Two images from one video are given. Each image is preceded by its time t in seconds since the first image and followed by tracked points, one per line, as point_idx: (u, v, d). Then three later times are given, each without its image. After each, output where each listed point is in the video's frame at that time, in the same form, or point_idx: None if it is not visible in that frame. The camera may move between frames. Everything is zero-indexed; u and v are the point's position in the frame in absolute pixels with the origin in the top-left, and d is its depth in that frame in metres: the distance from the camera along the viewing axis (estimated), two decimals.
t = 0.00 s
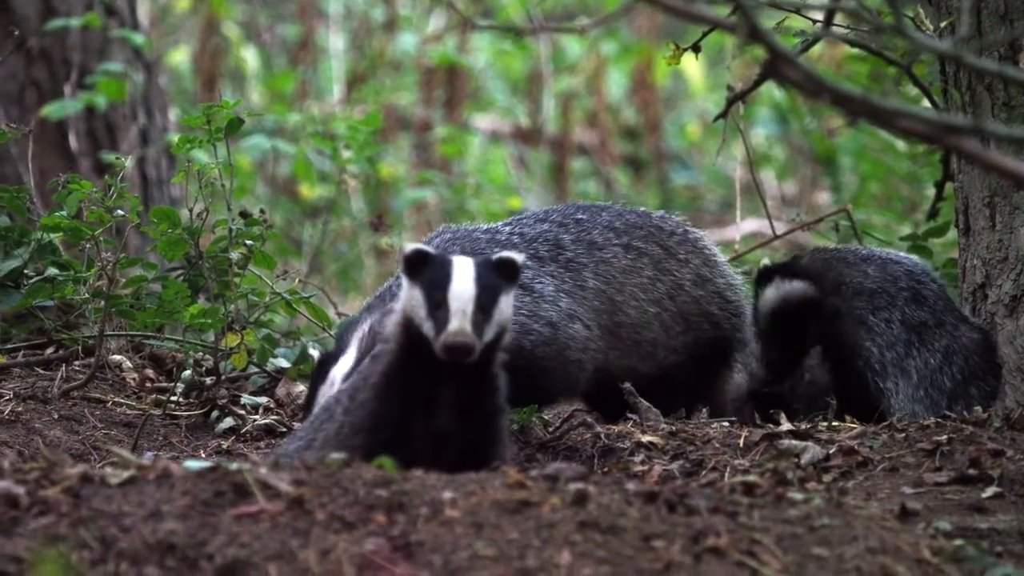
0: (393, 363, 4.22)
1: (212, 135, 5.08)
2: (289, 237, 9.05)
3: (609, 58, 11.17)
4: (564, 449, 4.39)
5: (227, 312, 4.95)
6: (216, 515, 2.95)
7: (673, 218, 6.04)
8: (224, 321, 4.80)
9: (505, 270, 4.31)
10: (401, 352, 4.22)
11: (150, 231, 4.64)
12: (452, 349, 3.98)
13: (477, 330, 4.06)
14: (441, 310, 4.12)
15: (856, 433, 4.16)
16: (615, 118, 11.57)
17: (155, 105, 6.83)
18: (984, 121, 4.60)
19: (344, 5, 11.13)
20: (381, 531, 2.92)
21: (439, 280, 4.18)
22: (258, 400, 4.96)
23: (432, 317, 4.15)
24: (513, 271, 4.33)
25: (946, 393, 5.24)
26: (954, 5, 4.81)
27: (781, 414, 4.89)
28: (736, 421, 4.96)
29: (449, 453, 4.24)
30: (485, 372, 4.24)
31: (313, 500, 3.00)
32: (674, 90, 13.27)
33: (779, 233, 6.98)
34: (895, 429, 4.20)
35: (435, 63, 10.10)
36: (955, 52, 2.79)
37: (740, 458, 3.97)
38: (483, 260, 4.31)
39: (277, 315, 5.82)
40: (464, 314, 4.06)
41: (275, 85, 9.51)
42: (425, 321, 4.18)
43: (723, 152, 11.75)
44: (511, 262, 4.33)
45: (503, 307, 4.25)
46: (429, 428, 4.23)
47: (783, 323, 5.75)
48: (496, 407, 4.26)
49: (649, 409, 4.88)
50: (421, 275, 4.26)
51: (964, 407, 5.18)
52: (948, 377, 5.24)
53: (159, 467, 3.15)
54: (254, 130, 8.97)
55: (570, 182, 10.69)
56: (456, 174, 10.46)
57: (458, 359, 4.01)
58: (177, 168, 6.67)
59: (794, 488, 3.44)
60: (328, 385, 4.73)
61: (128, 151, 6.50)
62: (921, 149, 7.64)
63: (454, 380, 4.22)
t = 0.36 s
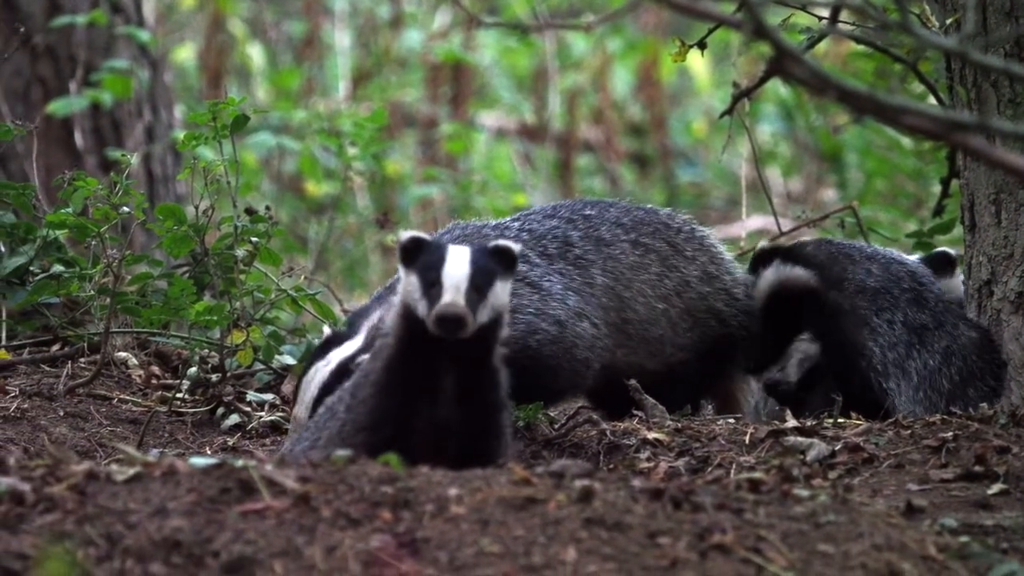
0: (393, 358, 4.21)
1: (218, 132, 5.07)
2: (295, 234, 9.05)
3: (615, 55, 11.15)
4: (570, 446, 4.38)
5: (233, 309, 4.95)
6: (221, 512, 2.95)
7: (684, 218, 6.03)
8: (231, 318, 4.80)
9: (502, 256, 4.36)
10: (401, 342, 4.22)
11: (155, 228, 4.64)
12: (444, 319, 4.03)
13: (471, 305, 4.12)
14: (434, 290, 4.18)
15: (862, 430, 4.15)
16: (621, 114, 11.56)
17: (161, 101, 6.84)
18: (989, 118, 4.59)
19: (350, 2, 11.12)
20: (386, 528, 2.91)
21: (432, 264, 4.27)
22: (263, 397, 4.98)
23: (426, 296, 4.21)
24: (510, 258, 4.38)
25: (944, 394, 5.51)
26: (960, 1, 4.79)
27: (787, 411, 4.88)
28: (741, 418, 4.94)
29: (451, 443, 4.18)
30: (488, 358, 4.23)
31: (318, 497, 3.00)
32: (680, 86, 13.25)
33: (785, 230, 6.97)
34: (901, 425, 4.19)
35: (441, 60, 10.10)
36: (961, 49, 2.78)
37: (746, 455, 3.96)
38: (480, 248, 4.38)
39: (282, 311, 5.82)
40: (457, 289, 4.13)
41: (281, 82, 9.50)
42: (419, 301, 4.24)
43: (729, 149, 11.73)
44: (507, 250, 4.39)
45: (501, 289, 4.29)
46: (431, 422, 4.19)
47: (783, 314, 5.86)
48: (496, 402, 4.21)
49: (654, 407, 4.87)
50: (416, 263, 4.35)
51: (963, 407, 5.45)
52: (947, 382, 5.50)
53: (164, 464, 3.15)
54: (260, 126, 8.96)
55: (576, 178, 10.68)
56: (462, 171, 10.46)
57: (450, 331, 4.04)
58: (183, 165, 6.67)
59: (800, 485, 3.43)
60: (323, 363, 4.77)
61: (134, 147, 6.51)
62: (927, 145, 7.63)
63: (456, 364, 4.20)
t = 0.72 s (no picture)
0: (397, 356, 4.23)
1: (223, 128, 5.07)
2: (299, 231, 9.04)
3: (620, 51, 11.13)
4: (574, 442, 4.39)
5: (239, 306, 4.97)
6: (226, 509, 2.95)
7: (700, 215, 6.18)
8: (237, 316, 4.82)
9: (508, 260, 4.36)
10: (406, 344, 4.25)
11: (160, 224, 4.64)
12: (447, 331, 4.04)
13: (475, 317, 4.13)
14: (439, 299, 4.20)
15: (867, 426, 4.14)
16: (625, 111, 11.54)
17: (165, 98, 6.84)
18: (994, 115, 4.58)
19: None
20: (391, 525, 2.91)
21: (439, 269, 4.27)
22: (268, 394, 5.01)
23: (430, 304, 4.23)
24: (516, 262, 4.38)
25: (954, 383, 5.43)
26: None
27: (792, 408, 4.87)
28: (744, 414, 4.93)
29: (455, 446, 4.19)
30: (493, 365, 4.25)
31: (323, 493, 3.00)
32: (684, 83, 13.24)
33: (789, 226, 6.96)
34: (906, 422, 4.19)
35: (446, 57, 10.10)
36: (965, 46, 2.77)
37: (750, 451, 3.96)
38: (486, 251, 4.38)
39: (286, 308, 5.82)
40: (460, 300, 4.14)
41: (285, 78, 9.49)
42: (424, 309, 4.25)
43: (733, 146, 11.73)
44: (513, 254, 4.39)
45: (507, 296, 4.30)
46: (435, 423, 4.21)
47: (803, 327, 5.72)
48: (503, 400, 4.22)
49: (658, 403, 4.87)
50: (422, 267, 4.36)
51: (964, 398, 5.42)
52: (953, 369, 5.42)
53: (169, 461, 3.15)
54: (264, 123, 8.96)
55: (580, 174, 10.67)
56: (467, 167, 10.45)
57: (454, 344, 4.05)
58: (187, 161, 6.68)
59: (804, 481, 3.43)
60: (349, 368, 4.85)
61: (139, 143, 6.52)
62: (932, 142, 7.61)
63: (459, 371, 4.23)
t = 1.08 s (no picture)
0: (400, 351, 4.35)
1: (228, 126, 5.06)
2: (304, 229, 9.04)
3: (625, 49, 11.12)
4: (579, 439, 4.38)
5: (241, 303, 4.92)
6: (232, 506, 2.95)
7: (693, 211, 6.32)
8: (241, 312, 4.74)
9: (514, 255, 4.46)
10: (408, 336, 4.35)
11: (165, 221, 4.64)
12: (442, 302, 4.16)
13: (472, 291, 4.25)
14: (438, 274, 4.32)
15: (872, 423, 4.14)
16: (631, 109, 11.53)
17: (170, 95, 6.83)
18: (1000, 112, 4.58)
19: None
20: (396, 521, 2.91)
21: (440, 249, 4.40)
22: (273, 391, 5.08)
23: (429, 280, 4.34)
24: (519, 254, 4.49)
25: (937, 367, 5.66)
26: None
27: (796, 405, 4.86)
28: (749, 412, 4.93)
29: (457, 439, 4.21)
30: (493, 355, 4.30)
31: (329, 491, 3.01)
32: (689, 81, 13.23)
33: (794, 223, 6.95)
34: (911, 419, 4.19)
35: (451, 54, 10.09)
36: (971, 43, 2.77)
37: (755, 448, 3.95)
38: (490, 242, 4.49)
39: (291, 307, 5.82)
40: (460, 274, 4.26)
41: (291, 76, 9.49)
42: (423, 287, 4.36)
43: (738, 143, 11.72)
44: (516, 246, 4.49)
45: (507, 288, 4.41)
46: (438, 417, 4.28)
47: (795, 310, 5.66)
48: (505, 397, 4.28)
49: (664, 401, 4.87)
50: (422, 251, 4.47)
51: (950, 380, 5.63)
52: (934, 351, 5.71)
53: (174, 458, 3.16)
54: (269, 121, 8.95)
55: (585, 171, 10.67)
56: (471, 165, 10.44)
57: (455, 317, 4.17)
58: (192, 159, 6.67)
59: (810, 478, 3.42)
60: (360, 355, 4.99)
61: (144, 140, 6.52)
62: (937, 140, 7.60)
63: (460, 366, 4.28)
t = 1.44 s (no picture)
0: (405, 347, 4.33)
1: (230, 123, 5.05)
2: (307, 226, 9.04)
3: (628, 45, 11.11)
4: (582, 436, 4.38)
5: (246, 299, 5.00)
6: (235, 503, 2.94)
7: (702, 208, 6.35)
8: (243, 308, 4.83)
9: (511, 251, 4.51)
10: (411, 335, 4.34)
11: (168, 218, 4.63)
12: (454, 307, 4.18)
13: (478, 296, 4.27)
14: (441, 282, 4.33)
15: (875, 420, 4.14)
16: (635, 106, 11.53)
17: (174, 91, 6.83)
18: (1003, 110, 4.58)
19: None
20: (399, 518, 2.91)
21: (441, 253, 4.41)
22: (276, 388, 5.07)
23: (434, 287, 4.35)
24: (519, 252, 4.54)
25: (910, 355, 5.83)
26: None
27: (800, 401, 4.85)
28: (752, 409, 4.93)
29: (461, 437, 4.25)
30: (496, 352, 4.30)
31: (332, 488, 3.01)
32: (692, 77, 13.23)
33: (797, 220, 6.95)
34: (914, 416, 4.18)
35: (454, 51, 10.09)
36: (974, 40, 2.75)
37: (759, 445, 3.95)
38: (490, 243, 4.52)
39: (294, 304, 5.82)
40: (464, 280, 4.28)
41: (294, 73, 9.48)
42: (426, 292, 4.37)
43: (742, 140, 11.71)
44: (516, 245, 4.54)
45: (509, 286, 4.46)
46: (442, 415, 4.27)
47: (796, 303, 5.54)
48: (508, 395, 4.30)
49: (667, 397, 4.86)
50: (425, 254, 4.47)
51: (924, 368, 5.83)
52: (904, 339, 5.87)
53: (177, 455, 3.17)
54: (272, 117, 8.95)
55: (588, 168, 10.66)
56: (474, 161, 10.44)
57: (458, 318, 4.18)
58: (195, 155, 6.66)
59: (813, 475, 3.42)
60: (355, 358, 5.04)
61: (147, 137, 6.52)
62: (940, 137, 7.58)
63: (461, 362, 4.27)
